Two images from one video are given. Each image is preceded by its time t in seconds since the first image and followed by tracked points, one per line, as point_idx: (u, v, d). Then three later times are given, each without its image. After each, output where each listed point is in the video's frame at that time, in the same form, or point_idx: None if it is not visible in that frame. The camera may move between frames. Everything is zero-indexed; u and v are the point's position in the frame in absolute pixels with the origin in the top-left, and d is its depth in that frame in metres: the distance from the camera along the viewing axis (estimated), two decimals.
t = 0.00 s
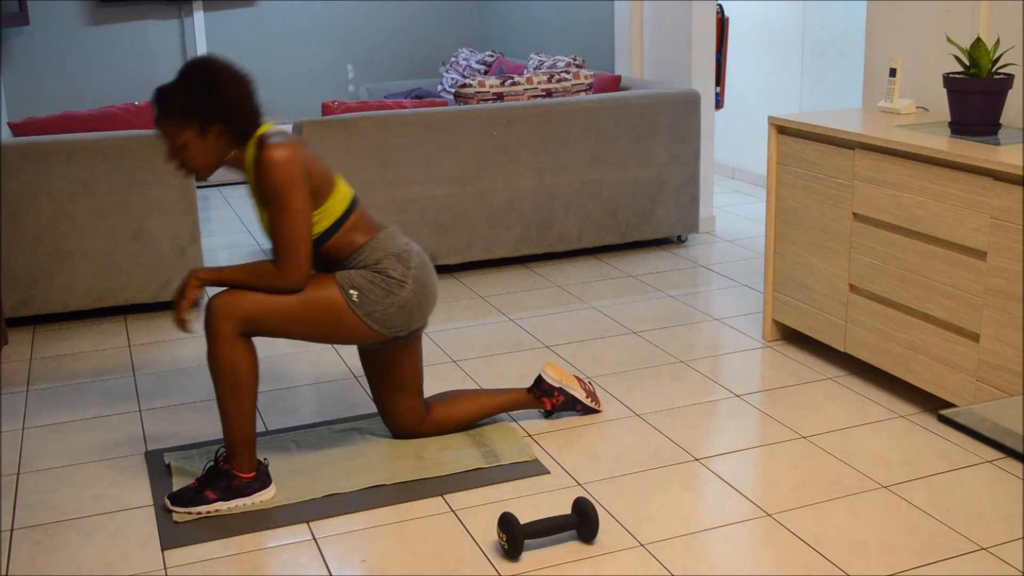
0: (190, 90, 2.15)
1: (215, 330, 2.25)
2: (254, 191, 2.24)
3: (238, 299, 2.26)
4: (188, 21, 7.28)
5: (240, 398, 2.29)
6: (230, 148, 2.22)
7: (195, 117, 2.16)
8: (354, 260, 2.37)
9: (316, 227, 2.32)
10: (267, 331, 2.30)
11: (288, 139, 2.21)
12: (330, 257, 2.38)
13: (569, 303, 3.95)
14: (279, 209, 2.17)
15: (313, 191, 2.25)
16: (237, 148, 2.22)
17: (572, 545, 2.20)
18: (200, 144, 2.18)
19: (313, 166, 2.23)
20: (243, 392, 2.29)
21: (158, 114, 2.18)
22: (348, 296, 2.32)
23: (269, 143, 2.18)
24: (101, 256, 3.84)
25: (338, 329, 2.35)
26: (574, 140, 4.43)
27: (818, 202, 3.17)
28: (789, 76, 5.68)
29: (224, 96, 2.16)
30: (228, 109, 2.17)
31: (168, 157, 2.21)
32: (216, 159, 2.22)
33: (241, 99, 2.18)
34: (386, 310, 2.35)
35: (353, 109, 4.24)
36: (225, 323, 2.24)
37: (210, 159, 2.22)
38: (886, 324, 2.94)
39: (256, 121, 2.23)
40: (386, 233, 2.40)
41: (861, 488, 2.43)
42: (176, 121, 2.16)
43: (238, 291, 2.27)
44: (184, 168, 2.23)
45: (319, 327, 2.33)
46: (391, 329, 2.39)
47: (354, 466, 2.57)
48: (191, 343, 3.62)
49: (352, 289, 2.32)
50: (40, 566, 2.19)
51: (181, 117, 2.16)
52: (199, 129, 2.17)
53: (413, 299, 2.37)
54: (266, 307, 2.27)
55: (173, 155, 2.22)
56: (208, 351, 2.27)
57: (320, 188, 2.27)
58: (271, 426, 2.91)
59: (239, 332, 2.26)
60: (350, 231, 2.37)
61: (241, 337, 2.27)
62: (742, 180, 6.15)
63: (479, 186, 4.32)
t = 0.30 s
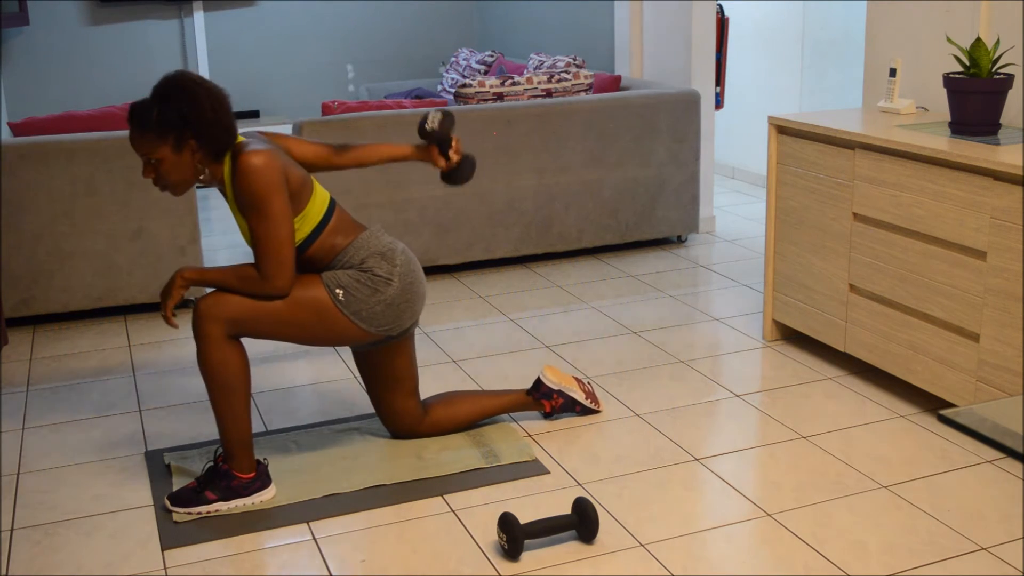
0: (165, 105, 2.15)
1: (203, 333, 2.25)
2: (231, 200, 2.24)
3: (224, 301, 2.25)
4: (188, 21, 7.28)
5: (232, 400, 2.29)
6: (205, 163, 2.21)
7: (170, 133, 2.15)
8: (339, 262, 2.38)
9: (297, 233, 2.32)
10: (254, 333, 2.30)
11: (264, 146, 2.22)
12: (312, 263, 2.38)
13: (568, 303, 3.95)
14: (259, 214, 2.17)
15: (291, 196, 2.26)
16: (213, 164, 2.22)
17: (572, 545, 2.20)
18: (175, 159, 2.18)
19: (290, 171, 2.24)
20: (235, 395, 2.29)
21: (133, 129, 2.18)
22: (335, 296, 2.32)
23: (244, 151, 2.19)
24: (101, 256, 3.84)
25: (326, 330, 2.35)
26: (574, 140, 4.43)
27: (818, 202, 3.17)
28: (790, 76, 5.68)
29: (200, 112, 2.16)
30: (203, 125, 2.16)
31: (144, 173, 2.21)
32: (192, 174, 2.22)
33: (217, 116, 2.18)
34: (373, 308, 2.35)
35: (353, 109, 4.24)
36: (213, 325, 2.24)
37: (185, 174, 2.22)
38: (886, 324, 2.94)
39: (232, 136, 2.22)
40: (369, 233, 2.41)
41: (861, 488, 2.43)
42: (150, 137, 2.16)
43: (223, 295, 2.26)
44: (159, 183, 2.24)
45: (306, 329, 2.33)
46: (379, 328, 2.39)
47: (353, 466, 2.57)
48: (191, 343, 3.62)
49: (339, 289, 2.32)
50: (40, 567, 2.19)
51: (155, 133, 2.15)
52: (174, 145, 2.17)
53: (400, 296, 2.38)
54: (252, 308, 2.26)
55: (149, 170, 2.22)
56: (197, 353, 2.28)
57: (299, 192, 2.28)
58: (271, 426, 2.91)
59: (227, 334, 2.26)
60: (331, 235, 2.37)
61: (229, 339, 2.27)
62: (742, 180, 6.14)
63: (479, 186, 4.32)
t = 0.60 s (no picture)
0: (187, 92, 2.16)
1: (214, 333, 2.24)
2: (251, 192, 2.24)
3: (235, 300, 2.25)
4: (188, 21, 7.28)
5: (239, 400, 2.29)
6: (226, 151, 2.23)
7: (192, 119, 2.16)
8: (353, 263, 2.38)
9: (314, 229, 2.32)
10: (264, 333, 2.29)
11: (285, 141, 2.21)
12: (327, 260, 2.39)
13: (569, 303, 3.95)
14: (275, 210, 2.18)
15: (309, 194, 2.26)
16: (233, 152, 2.23)
17: (572, 545, 2.20)
18: (196, 146, 2.19)
19: (311, 168, 2.24)
20: (242, 395, 2.29)
21: (154, 115, 2.19)
22: (347, 299, 2.32)
23: (266, 146, 2.19)
24: (101, 256, 3.84)
25: (337, 331, 2.35)
26: (574, 140, 4.43)
27: (818, 202, 3.17)
28: (789, 76, 5.68)
29: (221, 100, 2.17)
30: (225, 112, 2.17)
31: (164, 159, 2.21)
32: (212, 161, 2.23)
33: (239, 104, 2.19)
34: (384, 312, 2.35)
35: (352, 109, 4.24)
36: (224, 325, 2.24)
37: (206, 161, 2.23)
38: (886, 324, 2.94)
39: (253, 124, 2.24)
40: (386, 236, 2.41)
41: (861, 487, 2.43)
42: (172, 124, 2.16)
43: (235, 295, 2.26)
44: (179, 169, 2.24)
45: (316, 329, 2.33)
46: (389, 332, 2.38)
47: (353, 467, 2.57)
48: (191, 343, 3.62)
49: (351, 292, 2.32)
50: (40, 567, 2.19)
51: (177, 120, 2.16)
52: (196, 132, 2.18)
53: (412, 301, 2.37)
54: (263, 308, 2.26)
55: (170, 157, 2.22)
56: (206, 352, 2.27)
57: (318, 190, 2.28)
58: (271, 426, 2.91)
59: (237, 334, 2.26)
60: (348, 234, 2.37)
61: (240, 339, 2.27)
62: (742, 180, 6.15)
63: (479, 186, 4.32)
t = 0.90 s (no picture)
0: (218, 64, 2.16)
1: (222, 329, 2.24)
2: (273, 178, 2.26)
3: (246, 296, 2.25)
4: (188, 21, 7.28)
5: (245, 396, 2.29)
6: (251, 128, 2.23)
7: (219, 91, 2.16)
8: (365, 258, 2.37)
9: (331, 221, 2.33)
10: (273, 329, 2.29)
11: (310, 131, 2.23)
12: (341, 254, 2.39)
13: (569, 303, 3.95)
14: (295, 200, 2.20)
15: (330, 187, 2.27)
16: (258, 129, 2.24)
17: (572, 545, 2.20)
18: (221, 119, 2.19)
19: (334, 161, 2.25)
20: (248, 392, 2.29)
21: (184, 83, 2.20)
22: (356, 295, 2.32)
23: (291, 133, 2.20)
24: (101, 256, 3.84)
25: (345, 327, 2.35)
26: (574, 140, 4.43)
27: (818, 203, 3.17)
28: (789, 76, 5.68)
29: (251, 76, 2.17)
30: (253, 89, 2.17)
31: (190, 127, 2.23)
32: (236, 136, 2.24)
33: (267, 83, 2.19)
34: (393, 309, 2.35)
35: (353, 109, 4.24)
36: (233, 321, 2.24)
37: (230, 134, 2.23)
38: (886, 324, 2.94)
39: (281, 104, 2.23)
40: (398, 232, 2.41)
41: (861, 488, 2.43)
42: (200, 94, 2.17)
43: (246, 290, 2.26)
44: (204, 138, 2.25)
45: (325, 324, 2.33)
46: (397, 328, 2.38)
47: (353, 466, 2.57)
48: (191, 343, 3.62)
49: (361, 289, 2.32)
50: (40, 566, 2.19)
51: (205, 90, 2.17)
52: (222, 105, 2.18)
53: (421, 299, 2.37)
54: (273, 304, 2.26)
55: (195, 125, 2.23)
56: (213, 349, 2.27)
57: (338, 184, 2.28)
58: (271, 426, 2.91)
59: (246, 329, 2.26)
60: (363, 229, 2.37)
61: (248, 336, 2.27)
62: (742, 180, 6.15)
63: (480, 186, 4.32)
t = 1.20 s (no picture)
0: (210, 69, 2.15)
1: (218, 329, 2.24)
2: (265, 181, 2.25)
3: (240, 296, 2.25)
4: (188, 21, 7.28)
5: (242, 396, 2.29)
6: (242, 133, 2.23)
7: (212, 96, 2.16)
8: (359, 259, 2.37)
9: (324, 224, 2.33)
10: (269, 329, 2.29)
11: (302, 134, 2.23)
12: (334, 256, 2.39)
13: (569, 303, 3.95)
14: (287, 200, 2.20)
15: (322, 189, 2.28)
16: (248, 134, 2.24)
17: (572, 545, 2.20)
18: (213, 124, 2.19)
19: (326, 163, 2.25)
20: (245, 391, 2.29)
21: (175, 89, 2.19)
22: (352, 295, 2.33)
23: (284, 136, 2.20)
24: (101, 256, 3.84)
25: (341, 327, 2.35)
26: (574, 140, 4.43)
27: (818, 203, 3.17)
28: (790, 76, 5.68)
29: (243, 81, 2.17)
30: (246, 94, 2.18)
31: (180, 133, 2.22)
32: (227, 141, 2.23)
33: (260, 88, 2.20)
34: (389, 309, 2.36)
35: (352, 109, 4.24)
36: (229, 321, 2.24)
37: (221, 140, 2.23)
38: (886, 324, 2.94)
39: (271, 109, 2.24)
40: (392, 233, 2.41)
41: (861, 488, 2.43)
42: (192, 99, 2.16)
43: (240, 291, 2.26)
44: (194, 145, 2.24)
45: (318, 325, 2.33)
46: (392, 328, 2.39)
47: (353, 466, 2.57)
48: (191, 343, 3.62)
49: (357, 289, 2.33)
50: (39, 567, 2.18)
51: (197, 95, 2.16)
52: (214, 110, 2.18)
53: (416, 299, 2.38)
54: (269, 304, 2.26)
55: (186, 132, 2.22)
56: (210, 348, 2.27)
57: (331, 186, 2.29)
58: (271, 426, 2.91)
59: (242, 330, 2.25)
60: (357, 230, 2.38)
61: (245, 335, 2.27)
62: (742, 180, 6.15)
63: (480, 186, 4.32)
